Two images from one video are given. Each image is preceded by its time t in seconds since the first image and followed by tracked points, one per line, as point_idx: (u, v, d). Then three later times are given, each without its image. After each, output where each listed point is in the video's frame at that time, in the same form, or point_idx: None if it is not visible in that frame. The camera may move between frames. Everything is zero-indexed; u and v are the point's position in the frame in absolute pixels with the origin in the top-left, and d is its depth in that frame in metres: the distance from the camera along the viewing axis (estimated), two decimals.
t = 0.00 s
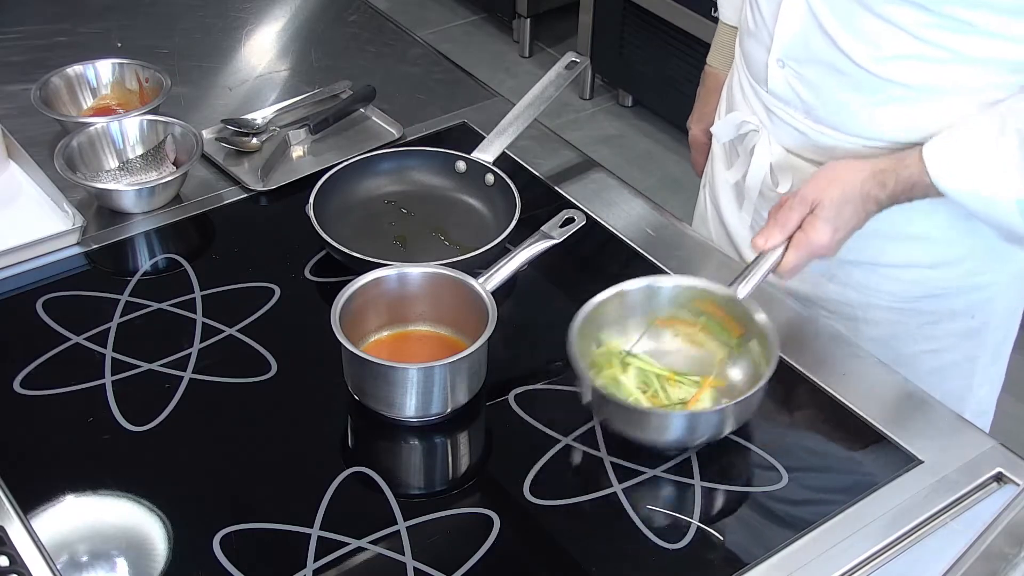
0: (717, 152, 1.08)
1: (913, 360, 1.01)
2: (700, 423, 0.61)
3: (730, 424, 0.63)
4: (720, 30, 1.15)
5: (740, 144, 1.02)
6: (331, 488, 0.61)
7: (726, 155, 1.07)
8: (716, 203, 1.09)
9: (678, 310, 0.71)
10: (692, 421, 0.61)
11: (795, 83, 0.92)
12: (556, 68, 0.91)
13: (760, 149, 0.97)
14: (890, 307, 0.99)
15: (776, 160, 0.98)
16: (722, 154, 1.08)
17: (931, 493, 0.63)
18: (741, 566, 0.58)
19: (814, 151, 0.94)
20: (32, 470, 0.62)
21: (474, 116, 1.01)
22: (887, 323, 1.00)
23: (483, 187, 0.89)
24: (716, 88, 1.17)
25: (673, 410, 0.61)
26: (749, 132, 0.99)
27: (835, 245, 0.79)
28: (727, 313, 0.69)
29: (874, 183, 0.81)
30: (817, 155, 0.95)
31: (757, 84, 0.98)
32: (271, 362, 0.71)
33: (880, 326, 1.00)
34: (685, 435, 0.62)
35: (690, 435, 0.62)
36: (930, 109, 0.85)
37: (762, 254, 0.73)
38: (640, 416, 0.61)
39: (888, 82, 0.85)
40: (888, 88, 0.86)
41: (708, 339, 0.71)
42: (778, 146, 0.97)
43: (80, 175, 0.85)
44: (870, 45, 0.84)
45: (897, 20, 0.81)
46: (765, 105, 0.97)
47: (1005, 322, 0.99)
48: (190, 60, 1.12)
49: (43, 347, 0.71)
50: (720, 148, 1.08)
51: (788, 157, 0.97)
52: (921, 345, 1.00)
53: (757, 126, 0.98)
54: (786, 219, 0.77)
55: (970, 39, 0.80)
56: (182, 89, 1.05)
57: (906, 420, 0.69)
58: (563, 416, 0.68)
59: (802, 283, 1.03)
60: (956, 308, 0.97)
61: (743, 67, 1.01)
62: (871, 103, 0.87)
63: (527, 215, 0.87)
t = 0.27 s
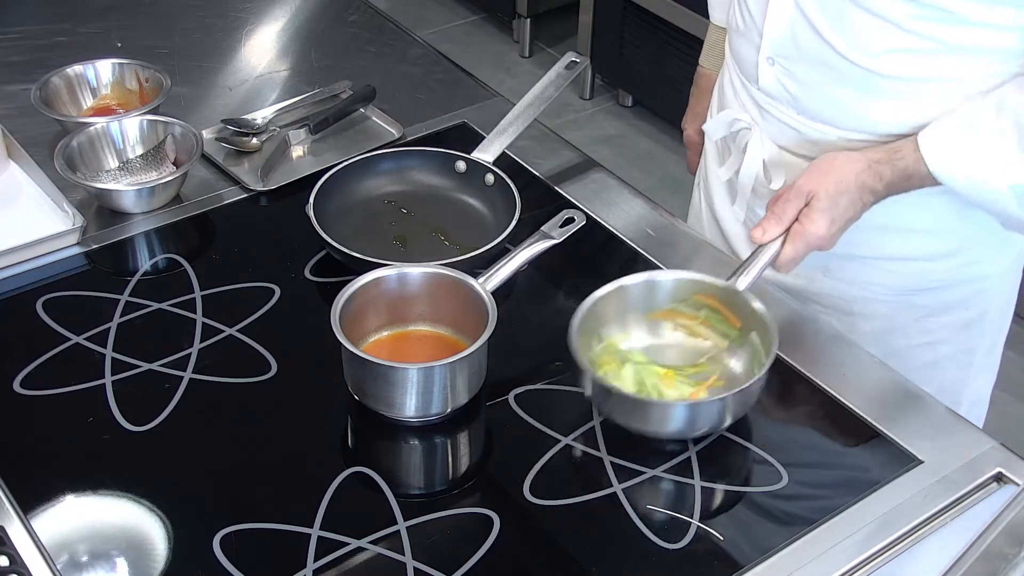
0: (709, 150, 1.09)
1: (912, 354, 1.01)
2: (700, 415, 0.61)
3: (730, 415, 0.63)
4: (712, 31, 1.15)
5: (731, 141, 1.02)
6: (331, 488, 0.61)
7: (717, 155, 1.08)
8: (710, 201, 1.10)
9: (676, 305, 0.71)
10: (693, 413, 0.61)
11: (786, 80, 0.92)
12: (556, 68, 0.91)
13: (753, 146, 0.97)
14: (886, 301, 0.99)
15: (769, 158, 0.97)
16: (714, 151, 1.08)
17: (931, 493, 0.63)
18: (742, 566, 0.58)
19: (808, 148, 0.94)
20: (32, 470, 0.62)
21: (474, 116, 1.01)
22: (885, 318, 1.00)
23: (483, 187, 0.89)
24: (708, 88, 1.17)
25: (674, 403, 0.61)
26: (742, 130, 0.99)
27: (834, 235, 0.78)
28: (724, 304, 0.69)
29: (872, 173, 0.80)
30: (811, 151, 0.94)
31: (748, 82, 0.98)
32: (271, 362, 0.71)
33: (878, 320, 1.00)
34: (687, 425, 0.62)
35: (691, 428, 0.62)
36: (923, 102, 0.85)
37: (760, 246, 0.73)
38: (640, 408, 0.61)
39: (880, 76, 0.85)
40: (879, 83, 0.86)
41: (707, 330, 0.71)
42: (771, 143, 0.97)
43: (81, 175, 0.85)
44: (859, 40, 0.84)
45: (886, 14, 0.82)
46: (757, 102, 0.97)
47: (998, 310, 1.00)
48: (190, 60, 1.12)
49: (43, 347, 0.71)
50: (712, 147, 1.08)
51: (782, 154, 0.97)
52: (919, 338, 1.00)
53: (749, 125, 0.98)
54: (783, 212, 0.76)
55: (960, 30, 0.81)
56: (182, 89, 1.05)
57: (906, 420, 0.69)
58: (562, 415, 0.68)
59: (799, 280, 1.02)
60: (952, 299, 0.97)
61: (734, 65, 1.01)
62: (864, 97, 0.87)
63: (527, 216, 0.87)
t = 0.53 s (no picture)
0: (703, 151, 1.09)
1: (911, 348, 1.02)
2: (720, 427, 0.61)
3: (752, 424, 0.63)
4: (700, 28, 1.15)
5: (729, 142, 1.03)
6: (331, 488, 0.61)
7: (712, 155, 1.08)
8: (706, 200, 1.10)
9: (688, 318, 0.70)
10: (711, 425, 0.61)
11: (783, 79, 0.92)
12: (556, 68, 0.91)
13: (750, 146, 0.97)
14: (887, 295, 0.99)
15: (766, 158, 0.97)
16: (708, 152, 1.08)
17: (930, 493, 0.63)
18: (742, 566, 0.58)
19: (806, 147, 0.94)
20: (32, 470, 0.62)
21: (474, 116, 1.01)
22: (886, 312, 1.00)
23: (483, 187, 0.89)
24: (698, 85, 1.17)
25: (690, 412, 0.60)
26: (738, 130, 1.00)
27: (835, 240, 0.78)
28: (739, 314, 0.69)
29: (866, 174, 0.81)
30: (808, 150, 0.94)
31: (742, 82, 0.98)
32: (271, 362, 0.71)
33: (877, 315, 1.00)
34: (705, 437, 0.62)
35: (709, 440, 0.62)
36: (920, 96, 0.86)
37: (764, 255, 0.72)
38: (658, 419, 0.61)
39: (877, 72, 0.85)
40: (876, 79, 0.86)
41: (719, 341, 0.70)
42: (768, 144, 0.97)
43: (80, 175, 0.85)
44: (856, 39, 0.84)
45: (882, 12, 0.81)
46: (752, 102, 0.97)
47: (999, 304, 1.00)
48: (190, 60, 1.12)
49: (43, 347, 0.71)
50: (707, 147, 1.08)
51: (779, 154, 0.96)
52: (918, 332, 1.00)
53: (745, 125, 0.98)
54: (782, 220, 0.76)
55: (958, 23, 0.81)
56: (182, 89, 1.05)
57: (906, 420, 0.69)
58: (562, 415, 0.68)
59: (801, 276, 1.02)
60: (953, 293, 0.97)
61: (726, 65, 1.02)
62: (861, 94, 0.87)
63: (527, 216, 0.87)
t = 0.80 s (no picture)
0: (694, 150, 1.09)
1: (906, 342, 1.02)
2: (722, 439, 0.61)
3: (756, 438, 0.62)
4: None
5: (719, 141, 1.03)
6: (331, 487, 0.61)
7: (703, 155, 1.08)
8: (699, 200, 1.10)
9: (687, 326, 0.70)
10: (714, 436, 0.61)
11: (775, 77, 0.92)
12: (556, 68, 0.91)
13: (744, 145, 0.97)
14: (881, 290, 0.99)
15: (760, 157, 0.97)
16: (700, 153, 1.08)
17: (931, 494, 0.63)
18: (742, 566, 0.58)
19: (800, 144, 0.94)
20: (32, 470, 0.62)
21: (474, 116, 1.01)
22: (881, 308, 1.00)
23: (484, 187, 0.89)
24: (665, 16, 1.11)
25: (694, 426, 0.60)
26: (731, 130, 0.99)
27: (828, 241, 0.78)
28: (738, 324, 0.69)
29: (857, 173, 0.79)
30: (802, 147, 0.94)
31: (733, 81, 0.98)
32: (271, 362, 0.71)
33: (871, 311, 1.00)
34: (708, 448, 0.61)
35: (712, 451, 0.61)
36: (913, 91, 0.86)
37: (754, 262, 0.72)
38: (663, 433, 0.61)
39: (869, 67, 0.85)
40: (869, 76, 0.86)
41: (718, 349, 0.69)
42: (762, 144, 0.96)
43: (80, 175, 0.85)
44: (848, 36, 0.84)
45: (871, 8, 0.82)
46: (743, 101, 0.97)
47: (993, 295, 1.00)
48: (190, 60, 1.12)
49: (43, 347, 0.71)
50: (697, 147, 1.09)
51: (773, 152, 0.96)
52: (914, 326, 1.01)
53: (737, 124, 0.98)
54: (776, 222, 0.76)
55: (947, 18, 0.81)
56: (182, 89, 1.05)
57: (905, 420, 0.69)
58: (562, 415, 0.68)
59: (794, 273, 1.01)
60: (947, 286, 0.98)
61: (716, 65, 1.02)
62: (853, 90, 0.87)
63: (527, 216, 0.87)
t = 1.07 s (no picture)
0: (698, 185, 1.07)
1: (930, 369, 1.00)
2: (698, 422, 0.61)
3: (729, 424, 0.63)
4: None
5: (729, 178, 0.99)
6: (331, 487, 0.61)
7: (707, 190, 1.06)
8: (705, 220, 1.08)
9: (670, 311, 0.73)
10: (690, 421, 0.61)
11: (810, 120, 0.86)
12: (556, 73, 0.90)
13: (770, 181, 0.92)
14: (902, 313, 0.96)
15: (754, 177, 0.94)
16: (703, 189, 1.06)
17: (930, 494, 0.63)
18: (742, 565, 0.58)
19: (827, 179, 0.90)
20: (31, 470, 0.62)
21: (474, 116, 1.01)
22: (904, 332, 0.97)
23: (484, 187, 0.89)
24: None
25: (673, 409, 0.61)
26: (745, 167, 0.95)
27: (903, 300, 0.74)
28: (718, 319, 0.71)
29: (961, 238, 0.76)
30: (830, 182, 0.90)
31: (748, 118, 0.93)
32: (271, 362, 0.71)
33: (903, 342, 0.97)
34: (684, 432, 0.62)
35: (687, 434, 0.62)
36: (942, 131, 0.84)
37: (803, 298, 0.71)
38: (641, 413, 0.61)
39: (904, 107, 0.82)
40: (874, 111, 0.83)
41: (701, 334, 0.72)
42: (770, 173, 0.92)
43: (80, 175, 0.85)
44: (852, 71, 0.82)
45: (912, 47, 0.79)
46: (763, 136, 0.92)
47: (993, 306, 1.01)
48: (189, 60, 1.12)
49: (43, 347, 0.71)
50: (701, 181, 1.06)
51: (802, 189, 0.92)
52: (937, 352, 0.99)
53: (746, 163, 0.94)
54: (854, 270, 0.73)
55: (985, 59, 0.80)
56: (182, 89, 1.05)
57: (906, 420, 0.69)
58: (563, 416, 0.68)
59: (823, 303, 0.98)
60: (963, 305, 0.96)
61: (720, 92, 0.97)
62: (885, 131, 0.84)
63: (527, 216, 0.87)
